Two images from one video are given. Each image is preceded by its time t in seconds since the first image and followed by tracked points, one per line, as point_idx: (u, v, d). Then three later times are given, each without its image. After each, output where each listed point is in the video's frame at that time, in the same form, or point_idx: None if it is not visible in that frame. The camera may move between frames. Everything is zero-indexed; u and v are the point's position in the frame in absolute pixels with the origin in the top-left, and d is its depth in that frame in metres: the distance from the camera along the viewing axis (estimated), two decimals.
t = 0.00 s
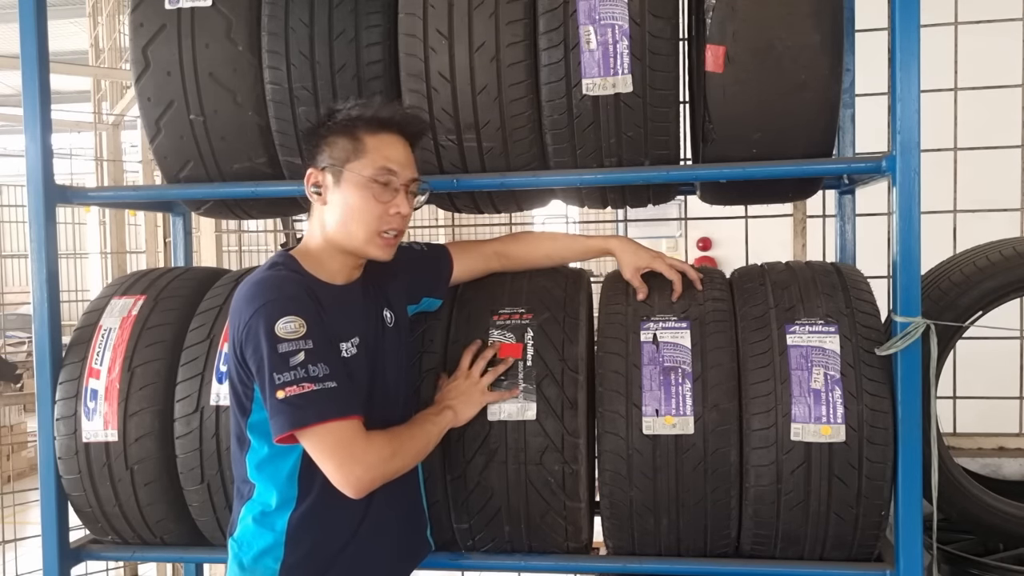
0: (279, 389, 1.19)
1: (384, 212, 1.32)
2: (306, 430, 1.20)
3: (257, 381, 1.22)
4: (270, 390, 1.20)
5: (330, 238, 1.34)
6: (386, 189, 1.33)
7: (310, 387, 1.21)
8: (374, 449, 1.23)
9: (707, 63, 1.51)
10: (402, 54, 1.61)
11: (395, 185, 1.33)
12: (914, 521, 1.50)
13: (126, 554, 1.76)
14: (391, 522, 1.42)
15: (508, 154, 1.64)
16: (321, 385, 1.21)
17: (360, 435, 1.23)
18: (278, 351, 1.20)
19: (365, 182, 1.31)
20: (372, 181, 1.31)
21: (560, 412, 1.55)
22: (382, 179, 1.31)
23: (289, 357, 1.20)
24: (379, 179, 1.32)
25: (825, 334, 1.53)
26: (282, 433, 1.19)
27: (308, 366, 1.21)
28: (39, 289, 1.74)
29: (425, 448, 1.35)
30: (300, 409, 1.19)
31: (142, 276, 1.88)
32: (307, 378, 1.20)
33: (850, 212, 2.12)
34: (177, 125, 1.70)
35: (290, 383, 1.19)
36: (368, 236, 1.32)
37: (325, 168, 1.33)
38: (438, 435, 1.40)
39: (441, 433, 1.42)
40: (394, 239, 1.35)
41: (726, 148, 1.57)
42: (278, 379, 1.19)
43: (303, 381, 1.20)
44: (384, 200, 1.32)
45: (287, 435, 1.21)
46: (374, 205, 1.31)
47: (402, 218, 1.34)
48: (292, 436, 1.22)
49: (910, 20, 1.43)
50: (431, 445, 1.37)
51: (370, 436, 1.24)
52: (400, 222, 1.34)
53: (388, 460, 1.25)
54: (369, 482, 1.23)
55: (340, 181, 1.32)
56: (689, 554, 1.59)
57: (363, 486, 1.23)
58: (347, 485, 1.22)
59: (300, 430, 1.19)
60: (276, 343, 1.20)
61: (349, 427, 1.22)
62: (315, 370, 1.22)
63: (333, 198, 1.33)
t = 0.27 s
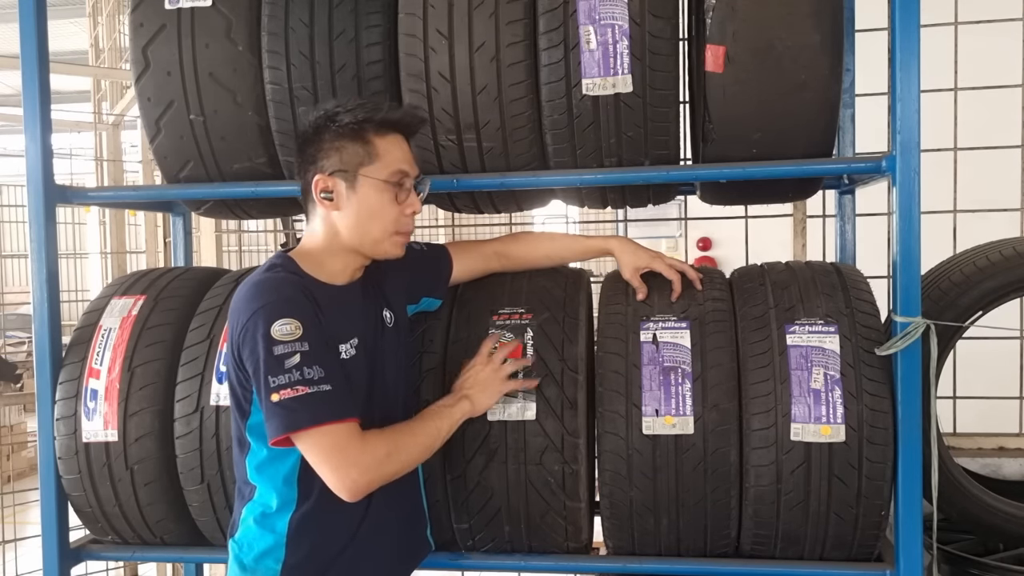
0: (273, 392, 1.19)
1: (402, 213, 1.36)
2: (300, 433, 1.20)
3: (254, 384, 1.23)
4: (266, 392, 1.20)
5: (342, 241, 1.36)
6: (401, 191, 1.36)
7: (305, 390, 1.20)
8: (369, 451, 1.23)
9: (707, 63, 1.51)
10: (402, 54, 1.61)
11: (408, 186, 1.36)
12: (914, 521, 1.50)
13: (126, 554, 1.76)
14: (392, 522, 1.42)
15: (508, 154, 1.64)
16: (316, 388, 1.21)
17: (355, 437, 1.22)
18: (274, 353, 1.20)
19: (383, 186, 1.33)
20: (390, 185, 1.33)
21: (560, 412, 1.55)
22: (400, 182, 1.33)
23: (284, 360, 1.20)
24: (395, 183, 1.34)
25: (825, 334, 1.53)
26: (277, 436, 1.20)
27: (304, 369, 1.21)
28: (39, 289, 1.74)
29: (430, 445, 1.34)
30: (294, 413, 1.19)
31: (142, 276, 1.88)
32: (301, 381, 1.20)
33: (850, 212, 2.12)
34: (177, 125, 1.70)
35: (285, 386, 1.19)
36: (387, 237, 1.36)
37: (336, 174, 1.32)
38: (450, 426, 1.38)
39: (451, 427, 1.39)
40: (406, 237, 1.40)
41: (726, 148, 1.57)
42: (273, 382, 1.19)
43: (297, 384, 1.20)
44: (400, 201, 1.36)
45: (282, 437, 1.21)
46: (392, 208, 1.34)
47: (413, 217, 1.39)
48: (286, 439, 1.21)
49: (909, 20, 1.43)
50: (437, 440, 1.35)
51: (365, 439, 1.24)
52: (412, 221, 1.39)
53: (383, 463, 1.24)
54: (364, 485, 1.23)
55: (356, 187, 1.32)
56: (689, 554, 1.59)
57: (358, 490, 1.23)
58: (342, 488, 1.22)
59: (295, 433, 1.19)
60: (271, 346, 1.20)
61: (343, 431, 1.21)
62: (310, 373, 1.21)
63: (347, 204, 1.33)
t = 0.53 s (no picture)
0: (268, 397, 1.18)
1: (391, 203, 1.32)
2: (296, 437, 1.19)
3: (253, 389, 1.23)
4: (263, 398, 1.20)
5: (337, 237, 1.34)
6: (390, 181, 1.33)
7: (299, 394, 1.18)
8: (354, 448, 1.18)
9: (707, 63, 1.51)
10: (402, 54, 1.61)
11: (398, 176, 1.33)
12: (914, 521, 1.50)
13: (126, 554, 1.76)
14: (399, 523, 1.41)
15: (508, 153, 1.64)
16: (310, 391, 1.19)
17: (340, 436, 1.19)
18: (267, 357, 1.19)
19: (369, 175, 1.31)
20: (376, 173, 1.32)
21: (560, 412, 1.55)
22: (386, 170, 1.31)
23: (278, 364, 1.19)
24: (383, 172, 1.32)
25: (825, 334, 1.53)
26: (276, 441, 1.19)
27: (297, 373, 1.19)
28: (39, 289, 1.74)
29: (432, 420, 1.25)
30: (288, 418, 1.18)
31: (142, 276, 1.88)
32: (295, 385, 1.18)
33: (850, 212, 2.12)
34: (177, 125, 1.70)
35: (279, 390, 1.18)
36: (377, 228, 1.32)
37: (326, 166, 1.33)
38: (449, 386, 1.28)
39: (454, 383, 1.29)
40: (402, 229, 1.35)
41: (726, 148, 1.57)
42: (267, 387, 1.18)
43: (291, 388, 1.18)
44: (390, 191, 1.32)
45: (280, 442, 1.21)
46: (381, 196, 1.31)
47: (407, 209, 1.34)
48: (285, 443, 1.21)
49: (909, 20, 1.43)
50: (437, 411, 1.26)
51: (351, 436, 1.19)
52: (407, 212, 1.34)
53: (373, 459, 1.19)
54: (360, 484, 1.19)
55: (344, 177, 1.32)
56: (689, 554, 1.59)
57: (355, 490, 1.19)
58: (342, 487, 1.19)
59: (291, 438, 1.18)
60: (264, 351, 1.19)
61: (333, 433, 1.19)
62: (304, 376, 1.19)
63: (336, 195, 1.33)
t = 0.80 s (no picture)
0: (271, 406, 1.18)
1: (371, 198, 1.30)
2: (301, 445, 1.19)
3: (260, 398, 1.23)
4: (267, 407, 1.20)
5: (326, 236, 1.35)
6: (370, 176, 1.31)
7: (298, 402, 1.18)
8: (352, 455, 1.15)
9: (707, 63, 1.51)
10: (402, 54, 1.61)
11: (379, 171, 1.31)
12: (915, 521, 1.50)
13: (126, 554, 1.76)
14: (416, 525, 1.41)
15: (508, 153, 1.64)
16: (310, 400, 1.18)
17: (341, 443, 1.17)
18: (267, 367, 1.19)
19: (348, 171, 1.31)
20: (356, 169, 1.31)
21: (560, 412, 1.55)
22: (362, 165, 1.29)
23: (277, 373, 1.18)
24: (362, 167, 1.31)
25: (825, 334, 1.53)
26: (281, 449, 1.19)
27: (296, 381, 1.18)
28: (39, 289, 1.74)
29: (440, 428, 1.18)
30: (290, 426, 1.17)
31: (142, 276, 1.88)
32: (294, 393, 1.18)
33: (850, 212, 2.12)
34: (177, 125, 1.70)
35: (279, 400, 1.17)
36: (357, 224, 1.30)
37: (314, 167, 1.35)
38: (458, 395, 1.18)
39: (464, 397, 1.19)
40: (387, 224, 1.32)
41: (726, 148, 1.57)
42: (269, 397, 1.18)
43: (290, 397, 1.18)
44: (369, 186, 1.30)
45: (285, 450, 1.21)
46: (359, 192, 1.30)
47: (390, 203, 1.31)
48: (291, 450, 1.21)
49: (909, 21, 1.43)
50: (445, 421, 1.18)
51: (352, 443, 1.17)
52: (389, 207, 1.31)
53: (373, 466, 1.15)
54: (362, 491, 1.15)
55: (327, 175, 1.33)
56: (689, 554, 1.59)
57: (357, 497, 1.16)
58: (344, 495, 1.17)
59: (294, 446, 1.18)
60: (264, 360, 1.19)
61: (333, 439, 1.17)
62: (303, 384, 1.18)
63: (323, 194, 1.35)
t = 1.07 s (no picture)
0: (281, 411, 1.17)
1: (388, 196, 1.30)
2: (312, 449, 1.17)
3: (271, 406, 1.22)
4: (277, 411, 1.18)
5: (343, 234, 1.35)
6: (389, 174, 1.31)
7: (308, 406, 1.16)
8: (362, 458, 1.12)
9: (707, 63, 1.51)
10: (402, 54, 1.61)
11: (397, 170, 1.32)
12: (915, 521, 1.50)
13: (126, 554, 1.76)
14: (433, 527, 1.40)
15: (508, 153, 1.64)
16: (319, 403, 1.16)
17: (351, 445, 1.14)
18: (277, 372, 1.18)
19: (367, 168, 1.31)
20: (375, 166, 1.32)
21: (560, 412, 1.55)
22: (382, 162, 1.30)
23: (285, 378, 1.17)
24: (382, 164, 1.32)
25: (825, 334, 1.53)
26: (292, 455, 1.17)
27: (304, 385, 1.17)
28: (39, 289, 1.74)
29: (455, 438, 1.15)
30: (300, 431, 1.16)
31: (142, 276, 1.88)
32: (303, 397, 1.16)
33: (850, 212, 2.12)
34: (177, 125, 1.70)
35: (288, 404, 1.16)
36: (374, 222, 1.30)
37: (336, 164, 1.36)
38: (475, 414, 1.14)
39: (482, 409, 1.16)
40: (402, 224, 1.31)
41: (726, 148, 1.57)
42: (279, 402, 1.17)
43: (299, 401, 1.16)
44: (388, 184, 1.31)
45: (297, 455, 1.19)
46: (377, 189, 1.30)
47: (407, 202, 1.31)
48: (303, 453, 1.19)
49: (909, 21, 1.43)
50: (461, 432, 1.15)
51: (363, 446, 1.14)
52: (406, 206, 1.31)
53: (381, 472, 1.12)
54: (369, 496, 1.13)
55: (346, 172, 1.33)
56: (689, 554, 1.59)
57: (364, 500, 1.13)
58: (354, 498, 1.14)
59: (305, 451, 1.16)
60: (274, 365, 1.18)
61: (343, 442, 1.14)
62: (312, 388, 1.17)
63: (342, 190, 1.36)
